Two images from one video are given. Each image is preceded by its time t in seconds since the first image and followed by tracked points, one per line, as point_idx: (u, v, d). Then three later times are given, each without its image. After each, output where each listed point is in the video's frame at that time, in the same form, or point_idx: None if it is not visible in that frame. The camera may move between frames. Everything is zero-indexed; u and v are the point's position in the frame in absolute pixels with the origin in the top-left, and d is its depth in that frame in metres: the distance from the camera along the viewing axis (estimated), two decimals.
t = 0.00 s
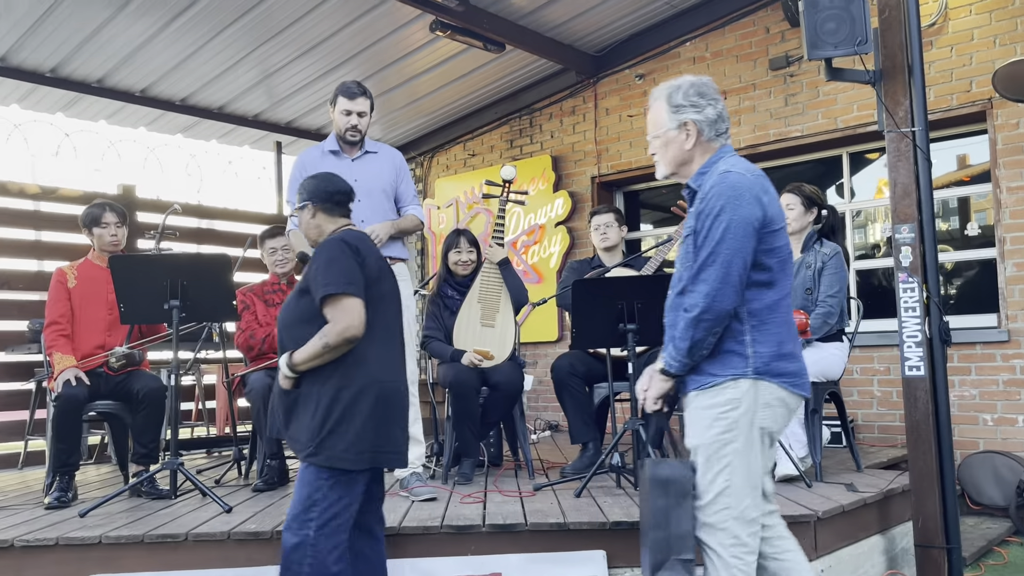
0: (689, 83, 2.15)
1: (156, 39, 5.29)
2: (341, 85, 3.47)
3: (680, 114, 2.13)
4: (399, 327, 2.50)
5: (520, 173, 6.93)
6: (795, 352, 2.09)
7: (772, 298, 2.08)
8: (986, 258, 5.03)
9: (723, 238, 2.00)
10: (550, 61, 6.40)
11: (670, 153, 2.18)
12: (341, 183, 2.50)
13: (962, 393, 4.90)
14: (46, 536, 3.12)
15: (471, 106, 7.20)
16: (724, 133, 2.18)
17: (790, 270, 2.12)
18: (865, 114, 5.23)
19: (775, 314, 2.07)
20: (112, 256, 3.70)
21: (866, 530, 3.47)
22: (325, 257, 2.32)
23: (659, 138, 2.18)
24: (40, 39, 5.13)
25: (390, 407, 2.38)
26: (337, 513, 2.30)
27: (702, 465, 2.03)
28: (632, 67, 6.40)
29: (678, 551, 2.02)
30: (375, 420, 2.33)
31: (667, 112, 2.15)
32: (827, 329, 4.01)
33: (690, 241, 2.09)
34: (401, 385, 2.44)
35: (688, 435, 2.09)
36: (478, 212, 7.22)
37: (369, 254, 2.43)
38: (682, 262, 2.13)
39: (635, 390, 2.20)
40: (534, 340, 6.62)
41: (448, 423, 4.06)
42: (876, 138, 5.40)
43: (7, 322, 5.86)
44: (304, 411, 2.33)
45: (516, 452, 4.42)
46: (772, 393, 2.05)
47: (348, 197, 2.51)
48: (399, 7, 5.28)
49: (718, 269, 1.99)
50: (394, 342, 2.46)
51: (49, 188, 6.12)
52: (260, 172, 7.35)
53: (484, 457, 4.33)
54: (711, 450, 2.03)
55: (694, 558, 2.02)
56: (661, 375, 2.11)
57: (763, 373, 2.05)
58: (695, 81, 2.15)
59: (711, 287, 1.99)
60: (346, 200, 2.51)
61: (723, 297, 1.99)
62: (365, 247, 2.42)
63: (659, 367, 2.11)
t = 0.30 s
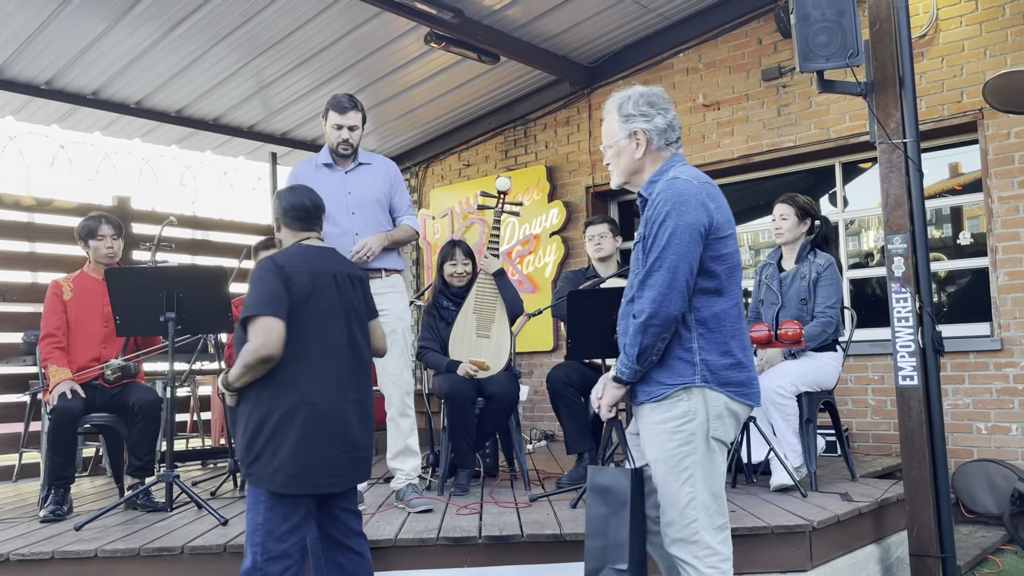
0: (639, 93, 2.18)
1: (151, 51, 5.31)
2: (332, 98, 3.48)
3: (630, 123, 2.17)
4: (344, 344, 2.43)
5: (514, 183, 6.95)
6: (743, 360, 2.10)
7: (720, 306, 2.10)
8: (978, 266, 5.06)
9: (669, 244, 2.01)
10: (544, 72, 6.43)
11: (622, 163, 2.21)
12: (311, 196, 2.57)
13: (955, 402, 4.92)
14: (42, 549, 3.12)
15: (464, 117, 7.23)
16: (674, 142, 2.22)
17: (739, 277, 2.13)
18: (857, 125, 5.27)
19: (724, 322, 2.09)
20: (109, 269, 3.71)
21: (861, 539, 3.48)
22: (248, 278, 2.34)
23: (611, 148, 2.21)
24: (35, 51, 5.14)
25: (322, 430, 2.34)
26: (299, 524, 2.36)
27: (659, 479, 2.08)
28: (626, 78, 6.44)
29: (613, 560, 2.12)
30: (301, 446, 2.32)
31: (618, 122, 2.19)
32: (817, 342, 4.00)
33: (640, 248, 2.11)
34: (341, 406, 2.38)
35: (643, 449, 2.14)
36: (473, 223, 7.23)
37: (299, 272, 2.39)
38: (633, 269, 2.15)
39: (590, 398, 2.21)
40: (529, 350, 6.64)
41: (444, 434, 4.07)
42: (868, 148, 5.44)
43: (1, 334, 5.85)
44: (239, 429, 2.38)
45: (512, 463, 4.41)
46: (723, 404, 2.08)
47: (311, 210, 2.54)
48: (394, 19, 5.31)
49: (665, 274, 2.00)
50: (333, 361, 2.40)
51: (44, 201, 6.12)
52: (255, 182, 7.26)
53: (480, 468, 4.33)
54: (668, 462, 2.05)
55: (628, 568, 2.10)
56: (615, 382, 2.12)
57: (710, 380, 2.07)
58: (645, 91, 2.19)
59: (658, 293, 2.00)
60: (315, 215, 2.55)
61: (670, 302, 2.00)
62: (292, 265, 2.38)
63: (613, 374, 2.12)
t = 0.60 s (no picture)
0: (604, 104, 2.27)
1: (150, 57, 5.32)
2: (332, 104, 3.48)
3: (596, 133, 2.25)
4: (278, 351, 2.32)
5: (514, 188, 6.96)
6: (712, 363, 2.16)
7: (688, 310, 2.15)
8: (978, 270, 5.06)
9: (639, 249, 2.06)
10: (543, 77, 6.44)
11: (588, 171, 2.29)
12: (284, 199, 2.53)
13: (955, 406, 4.93)
14: (42, 556, 3.11)
15: (463, 122, 7.25)
16: (639, 152, 2.29)
17: (708, 282, 2.19)
18: (855, 129, 5.28)
19: (693, 326, 2.15)
20: (109, 274, 3.70)
21: (862, 544, 3.48)
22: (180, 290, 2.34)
23: (578, 157, 2.29)
24: (35, 58, 5.15)
25: (252, 442, 2.28)
26: (262, 531, 2.34)
27: (639, 482, 2.10)
28: (625, 83, 6.46)
29: (586, 564, 2.11)
30: (231, 458, 2.27)
31: (583, 132, 2.27)
32: (822, 343, 4.07)
33: (610, 254, 2.16)
34: (272, 416, 2.29)
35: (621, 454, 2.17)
36: (473, 227, 7.24)
37: (227, 279, 2.32)
38: (604, 276, 2.21)
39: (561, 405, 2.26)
40: (529, 355, 6.64)
41: (444, 439, 4.06)
42: (867, 152, 5.45)
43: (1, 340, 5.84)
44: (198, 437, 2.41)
45: (512, 467, 4.41)
46: (696, 408, 2.13)
47: (272, 215, 2.46)
48: (393, 25, 5.32)
49: (635, 278, 2.05)
50: (263, 370, 2.30)
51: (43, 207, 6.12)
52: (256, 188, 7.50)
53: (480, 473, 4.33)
54: (648, 466, 2.09)
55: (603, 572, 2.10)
56: (585, 388, 2.17)
57: (680, 383, 2.12)
58: (610, 101, 2.27)
59: (628, 296, 2.05)
60: (285, 219, 2.50)
61: (641, 306, 2.05)
62: (220, 273, 2.32)
63: (584, 380, 2.17)
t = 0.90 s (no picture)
0: (576, 110, 2.34)
1: (152, 58, 5.32)
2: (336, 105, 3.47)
3: (570, 137, 2.32)
4: (249, 355, 2.28)
5: (516, 188, 6.93)
6: (688, 358, 2.27)
7: (666, 307, 2.25)
8: (981, 269, 5.05)
9: (624, 247, 2.12)
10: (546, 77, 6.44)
11: (561, 175, 2.34)
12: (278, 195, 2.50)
13: (958, 405, 4.91)
14: (44, 555, 3.11)
15: (465, 122, 7.25)
16: (609, 157, 2.37)
17: (682, 281, 2.29)
18: (858, 128, 5.27)
19: (671, 322, 2.25)
20: (111, 274, 3.71)
21: (865, 544, 3.47)
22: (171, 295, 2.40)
23: (551, 161, 2.35)
24: (37, 57, 5.15)
25: (223, 445, 2.26)
26: (247, 530, 2.30)
27: (623, 476, 2.16)
28: (627, 82, 6.45)
29: (574, 560, 2.11)
30: (204, 460, 2.28)
31: (557, 137, 2.33)
32: (831, 333, 4.00)
33: (591, 253, 2.22)
34: (241, 419, 2.27)
35: (603, 449, 2.22)
36: (475, 227, 7.23)
37: (205, 281, 2.31)
38: (582, 275, 2.27)
39: (540, 404, 2.29)
40: (532, 355, 6.63)
41: (445, 438, 4.05)
42: (869, 151, 5.44)
43: (3, 340, 5.84)
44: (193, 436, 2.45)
45: (514, 467, 4.40)
46: (677, 402, 2.22)
47: (263, 214, 2.44)
48: (395, 25, 5.32)
49: (621, 275, 2.10)
50: (234, 372, 2.27)
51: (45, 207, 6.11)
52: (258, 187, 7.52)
53: (482, 472, 4.33)
54: (631, 459, 2.15)
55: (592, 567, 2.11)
56: (568, 385, 2.20)
57: (661, 377, 2.21)
58: (582, 108, 2.35)
59: (614, 293, 2.10)
60: (278, 217, 2.47)
61: (626, 302, 2.11)
62: (200, 276, 2.32)
63: (567, 377, 2.20)
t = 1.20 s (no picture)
0: (562, 113, 2.34)
1: (156, 54, 5.32)
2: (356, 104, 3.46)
3: (556, 139, 2.32)
4: (240, 358, 2.30)
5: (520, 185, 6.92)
6: (677, 351, 2.30)
7: (656, 302, 2.27)
8: (986, 267, 5.04)
9: (619, 244, 2.12)
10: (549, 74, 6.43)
11: (548, 176, 2.34)
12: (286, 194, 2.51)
13: (962, 404, 4.90)
14: (48, 551, 3.11)
15: (468, 119, 7.24)
16: (594, 158, 2.39)
17: (670, 276, 2.32)
18: (862, 125, 5.26)
19: (661, 317, 2.28)
20: (114, 270, 3.71)
21: (868, 542, 3.47)
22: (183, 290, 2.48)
23: (537, 163, 2.35)
24: (40, 54, 5.15)
25: (219, 443, 2.32)
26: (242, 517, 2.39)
27: (614, 468, 2.17)
28: (630, 79, 6.44)
29: (581, 554, 2.12)
30: (203, 456, 2.36)
31: (543, 138, 2.33)
32: (836, 331, 4.00)
33: (585, 250, 2.23)
34: (232, 421, 2.31)
35: (593, 441, 2.24)
36: (478, 224, 7.24)
37: (205, 281, 2.35)
38: (574, 273, 2.27)
39: (534, 401, 2.27)
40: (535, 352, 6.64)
41: (449, 435, 4.05)
42: (873, 149, 5.43)
43: (7, 336, 5.84)
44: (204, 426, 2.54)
45: (517, 464, 4.41)
46: (666, 395, 2.25)
47: (268, 212, 2.45)
48: (399, 21, 5.31)
49: (617, 271, 2.11)
50: (226, 375, 2.31)
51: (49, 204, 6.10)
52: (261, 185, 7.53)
53: (485, 469, 4.33)
54: (620, 451, 2.17)
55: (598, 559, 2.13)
56: (564, 381, 2.19)
57: (655, 370, 2.23)
58: (567, 110, 2.35)
59: (611, 289, 2.10)
60: (280, 216, 2.47)
61: (623, 297, 2.11)
62: (200, 275, 2.36)
63: (564, 373, 2.18)
